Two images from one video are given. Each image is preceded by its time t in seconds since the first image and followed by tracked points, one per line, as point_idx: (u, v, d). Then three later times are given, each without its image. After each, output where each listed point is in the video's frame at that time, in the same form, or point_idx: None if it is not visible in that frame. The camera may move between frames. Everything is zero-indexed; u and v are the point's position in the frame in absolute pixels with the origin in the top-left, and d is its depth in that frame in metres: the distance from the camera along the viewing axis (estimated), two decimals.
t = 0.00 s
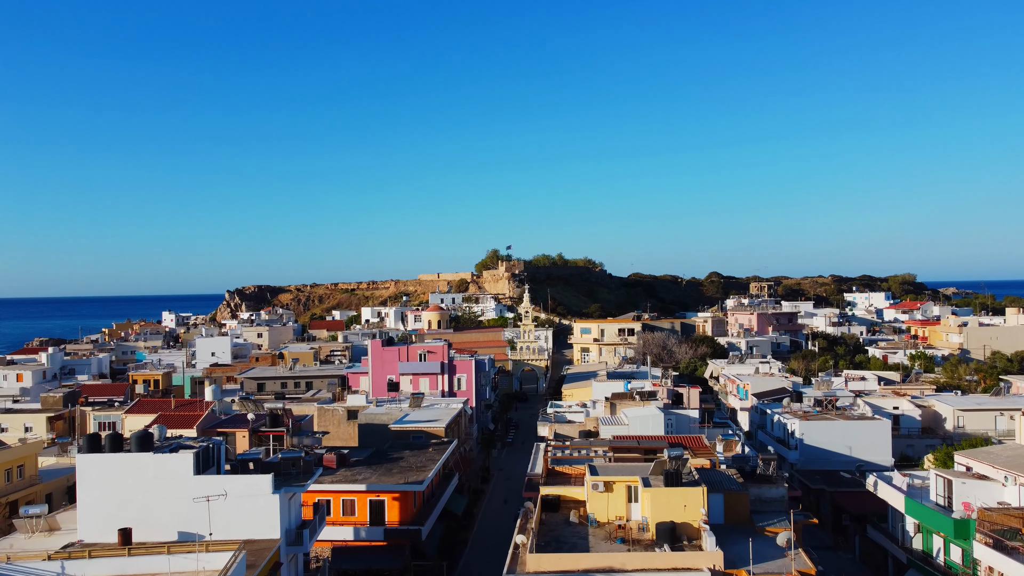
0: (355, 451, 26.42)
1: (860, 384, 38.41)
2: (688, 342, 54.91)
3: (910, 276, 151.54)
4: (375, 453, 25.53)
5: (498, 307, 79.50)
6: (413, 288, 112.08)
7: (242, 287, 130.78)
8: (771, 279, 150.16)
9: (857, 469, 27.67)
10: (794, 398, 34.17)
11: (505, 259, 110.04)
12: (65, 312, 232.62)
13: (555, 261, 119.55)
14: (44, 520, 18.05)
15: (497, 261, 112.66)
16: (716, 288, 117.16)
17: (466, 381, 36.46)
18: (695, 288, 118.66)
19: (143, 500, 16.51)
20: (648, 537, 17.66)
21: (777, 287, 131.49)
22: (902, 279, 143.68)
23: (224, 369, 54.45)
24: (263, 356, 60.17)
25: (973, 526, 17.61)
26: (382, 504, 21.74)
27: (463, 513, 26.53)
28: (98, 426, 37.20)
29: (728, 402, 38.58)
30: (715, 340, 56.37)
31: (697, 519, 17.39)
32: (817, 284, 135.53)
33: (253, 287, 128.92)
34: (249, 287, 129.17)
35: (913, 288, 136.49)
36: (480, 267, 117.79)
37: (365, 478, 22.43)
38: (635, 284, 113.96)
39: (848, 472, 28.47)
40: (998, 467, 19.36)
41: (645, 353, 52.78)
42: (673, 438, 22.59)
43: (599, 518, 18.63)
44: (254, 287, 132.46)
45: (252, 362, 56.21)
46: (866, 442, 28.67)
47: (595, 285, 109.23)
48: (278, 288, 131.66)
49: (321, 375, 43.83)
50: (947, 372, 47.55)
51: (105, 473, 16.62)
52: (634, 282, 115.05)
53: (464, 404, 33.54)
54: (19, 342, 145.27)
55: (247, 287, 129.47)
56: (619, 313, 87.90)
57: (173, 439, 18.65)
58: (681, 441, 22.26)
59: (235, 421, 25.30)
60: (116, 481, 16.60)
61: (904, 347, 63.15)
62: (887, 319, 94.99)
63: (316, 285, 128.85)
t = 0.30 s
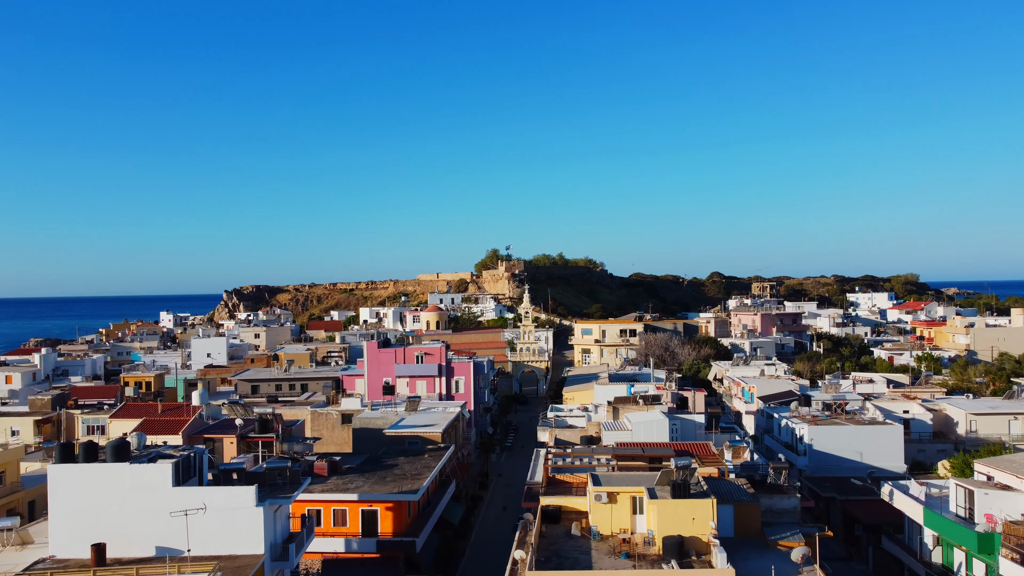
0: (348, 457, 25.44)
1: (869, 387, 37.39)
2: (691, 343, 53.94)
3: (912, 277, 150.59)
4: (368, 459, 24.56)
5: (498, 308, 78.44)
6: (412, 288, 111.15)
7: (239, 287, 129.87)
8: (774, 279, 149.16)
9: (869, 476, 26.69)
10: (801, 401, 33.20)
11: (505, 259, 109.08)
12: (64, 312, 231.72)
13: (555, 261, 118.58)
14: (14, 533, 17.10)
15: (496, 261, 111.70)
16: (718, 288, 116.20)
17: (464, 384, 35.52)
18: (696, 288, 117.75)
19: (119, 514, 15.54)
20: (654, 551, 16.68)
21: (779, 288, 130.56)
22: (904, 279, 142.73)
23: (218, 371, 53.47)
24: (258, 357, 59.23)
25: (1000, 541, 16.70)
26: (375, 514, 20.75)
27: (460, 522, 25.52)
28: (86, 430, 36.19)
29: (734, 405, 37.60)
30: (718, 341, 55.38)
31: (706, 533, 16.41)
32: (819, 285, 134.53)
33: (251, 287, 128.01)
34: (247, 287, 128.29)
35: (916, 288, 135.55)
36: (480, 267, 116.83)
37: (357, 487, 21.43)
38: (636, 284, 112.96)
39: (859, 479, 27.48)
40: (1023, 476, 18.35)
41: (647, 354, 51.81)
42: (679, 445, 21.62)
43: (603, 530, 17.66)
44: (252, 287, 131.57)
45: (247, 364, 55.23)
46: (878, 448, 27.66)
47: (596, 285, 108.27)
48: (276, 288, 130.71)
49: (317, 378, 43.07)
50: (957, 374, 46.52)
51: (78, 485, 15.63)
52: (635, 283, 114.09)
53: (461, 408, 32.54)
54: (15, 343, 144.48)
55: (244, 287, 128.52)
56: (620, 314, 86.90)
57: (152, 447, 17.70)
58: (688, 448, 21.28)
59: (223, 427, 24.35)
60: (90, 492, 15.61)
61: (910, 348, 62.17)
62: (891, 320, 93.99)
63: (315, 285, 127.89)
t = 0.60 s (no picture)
0: (340, 464, 24.44)
1: (878, 391, 36.37)
2: (694, 344, 53.03)
3: (915, 276, 149.54)
4: (361, 466, 23.61)
5: (497, 308, 77.39)
6: (411, 288, 110.16)
7: (237, 287, 128.87)
8: (776, 279, 148.10)
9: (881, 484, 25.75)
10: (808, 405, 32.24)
11: (504, 259, 108.07)
12: (62, 312, 230.69)
13: (555, 260, 117.62)
14: None
15: (496, 260, 110.68)
16: (719, 288, 115.22)
17: (462, 387, 34.60)
18: (698, 288, 116.78)
19: (90, 529, 14.58)
20: (661, 567, 15.73)
21: (782, 288, 129.62)
22: (907, 279, 141.75)
23: (213, 373, 52.47)
24: (253, 359, 58.21)
25: None
26: (367, 525, 19.79)
27: (457, 532, 24.55)
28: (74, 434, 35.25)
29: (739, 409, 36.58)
30: (721, 343, 54.37)
31: (717, 548, 15.46)
32: (822, 285, 133.54)
33: (249, 287, 127.02)
34: (245, 287, 127.31)
35: (919, 288, 134.62)
36: (480, 267, 115.81)
37: (349, 497, 20.48)
38: (637, 284, 111.90)
39: (871, 486, 26.54)
40: None
41: (649, 356, 50.81)
42: (686, 452, 20.65)
43: (606, 544, 16.71)
44: (250, 287, 130.59)
45: (242, 365, 54.27)
46: (890, 454, 26.71)
47: (597, 285, 107.30)
48: (274, 288, 129.73)
49: (311, 380, 42.67)
50: (966, 377, 45.51)
51: (47, 497, 14.65)
52: (636, 283, 113.15)
53: (459, 412, 31.55)
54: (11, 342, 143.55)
55: (242, 287, 127.56)
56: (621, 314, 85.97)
57: (131, 455, 16.71)
58: (695, 456, 20.32)
59: (210, 432, 23.40)
60: (62, 505, 14.65)
61: (916, 349, 61.23)
62: (895, 321, 93.01)
63: (313, 285, 126.86)
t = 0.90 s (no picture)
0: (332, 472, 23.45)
1: (888, 394, 35.38)
2: (697, 346, 52.09)
3: (917, 276, 148.60)
4: (354, 474, 22.63)
5: (497, 309, 76.38)
6: (410, 288, 109.19)
7: (235, 287, 127.83)
8: (779, 279, 147.14)
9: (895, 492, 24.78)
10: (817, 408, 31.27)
11: (504, 259, 107.09)
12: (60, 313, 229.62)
13: (555, 260, 116.54)
14: None
15: (496, 260, 109.70)
16: (721, 288, 114.23)
17: (460, 390, 33.62)
18: (700, 288, 115.82)
19: (58, 546, 13.65)
20: None
21: (784, 287, 128.74)
22: (910, 279, 140.88)
23: (207, 375, 51.52)
24: (249, 360, 57.23)
25: None
26: (358, 537, 18.80)
27: (453, 542, 23.54)
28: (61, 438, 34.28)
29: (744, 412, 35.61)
30: (725, 344, 53.35)
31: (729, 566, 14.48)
32: (824, 285, 132.61)
33: (247, 287, 125.99)
34: (242, 287, 126.26)
35: (922, 288, 133.78)
36: (479, 267, 114.82)
37: (340, 507, 19.50)
38: (638, 284, 110.91)
39: (884, 494, 25.57)
40: None
41: (651, 357, 49.81)
42: (694, 461, 19.68)
43: (611, 560, 15.71)
44: (248, 288, 129.56)
45: (236, 366, 53.29)
46: (904, 460, 25.74)
47: (597, 284, 106.35)
48: (272, 288, 128.71)
49: (306, 382, 41.78)
50: (975, 378, 44.54)
51: (12, 512, 13.70)
52: (637, 282, 112.22)
53: (457, 415, 30.54)
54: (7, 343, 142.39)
55: (240, 287, 126.54)
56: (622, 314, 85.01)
57: (107, 466, 15.76)
58: (703, 466, 19.35)
59: (196, 437, 22.44)
60: (27, 520, 13.69)
61: (922, 350, 60.27)
62: (898, 321, 92.06)
63: (312, 285, 125.81)
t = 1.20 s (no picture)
0: (323, 480, 22.50)
1: (898, 397, 34.35)
2: (700, 347, 51.12)
3: (920, 276, 147.62)
4: (346, 482, 21.66)
5: (496, 309, 75.43)
6: (409, 288, 108.24)
7: (232, 287, 126.84)
8: (780, 279, 146.11)
9: (909, 501, 23.82)
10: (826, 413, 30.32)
11: (504, 258, 106.07)
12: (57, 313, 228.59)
13: (555, 259, 115.56)
14: None
15: (495, 259, 108.78)
16: (723, 288, 113.25)
17: (458, 393, 32.60)
18: (701, 288, 114.88)
19: (22, 566, 12.69)
20: None
21: (786, 288, 127.82)
22: (913, 279, 139.95)
23: (201, 376, 50.56)
24: (244, 361, 56.27)
25: None
26: (348, 550, 17.79)
27: (450, 553, 22.55)
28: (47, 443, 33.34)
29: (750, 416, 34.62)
30: (729, 345, 52.35)
31: None
32: (826, 285, 131.67)
33: (245, 287, 125.00)
34: (240, 287, 125.27)
35: (925, 288, 132.92)
36: (479, 266, 113.84)
37: (330, 518, 18.52)
38: (640, 284, 109.97)
39: (898, 502, 24.60)
40: None
41: (654, 359, 48.82)
42: (703, 471, 18.71)
43: None
44: (246, 287, 128.59)
45: (231, 367, 52.34)
46: (918, 467, 24.77)
47: (598, 284, 105.38)
48: (270, 288, 127.73)
49: (301, 385, 40.98)
50: (985, 381, 43.54)
51: None
52: (638, 282, 111.26)
53: (455, 420, 29.58)
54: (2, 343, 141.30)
55: (238, 287, 125.57)
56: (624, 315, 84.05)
57: (79, 476, 14.82)
58: (712, 476, 18.39)
59: (181, 442, 21.47)
60: None
61: (929, 352, 59.32)
62: (902, 322, 91.15)
63: (310, 285, 124.80)
